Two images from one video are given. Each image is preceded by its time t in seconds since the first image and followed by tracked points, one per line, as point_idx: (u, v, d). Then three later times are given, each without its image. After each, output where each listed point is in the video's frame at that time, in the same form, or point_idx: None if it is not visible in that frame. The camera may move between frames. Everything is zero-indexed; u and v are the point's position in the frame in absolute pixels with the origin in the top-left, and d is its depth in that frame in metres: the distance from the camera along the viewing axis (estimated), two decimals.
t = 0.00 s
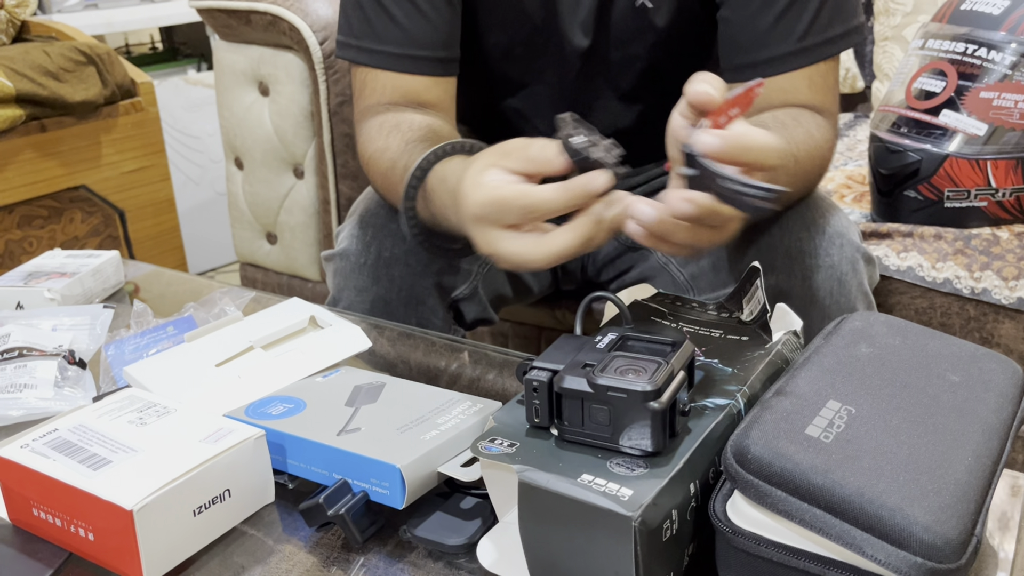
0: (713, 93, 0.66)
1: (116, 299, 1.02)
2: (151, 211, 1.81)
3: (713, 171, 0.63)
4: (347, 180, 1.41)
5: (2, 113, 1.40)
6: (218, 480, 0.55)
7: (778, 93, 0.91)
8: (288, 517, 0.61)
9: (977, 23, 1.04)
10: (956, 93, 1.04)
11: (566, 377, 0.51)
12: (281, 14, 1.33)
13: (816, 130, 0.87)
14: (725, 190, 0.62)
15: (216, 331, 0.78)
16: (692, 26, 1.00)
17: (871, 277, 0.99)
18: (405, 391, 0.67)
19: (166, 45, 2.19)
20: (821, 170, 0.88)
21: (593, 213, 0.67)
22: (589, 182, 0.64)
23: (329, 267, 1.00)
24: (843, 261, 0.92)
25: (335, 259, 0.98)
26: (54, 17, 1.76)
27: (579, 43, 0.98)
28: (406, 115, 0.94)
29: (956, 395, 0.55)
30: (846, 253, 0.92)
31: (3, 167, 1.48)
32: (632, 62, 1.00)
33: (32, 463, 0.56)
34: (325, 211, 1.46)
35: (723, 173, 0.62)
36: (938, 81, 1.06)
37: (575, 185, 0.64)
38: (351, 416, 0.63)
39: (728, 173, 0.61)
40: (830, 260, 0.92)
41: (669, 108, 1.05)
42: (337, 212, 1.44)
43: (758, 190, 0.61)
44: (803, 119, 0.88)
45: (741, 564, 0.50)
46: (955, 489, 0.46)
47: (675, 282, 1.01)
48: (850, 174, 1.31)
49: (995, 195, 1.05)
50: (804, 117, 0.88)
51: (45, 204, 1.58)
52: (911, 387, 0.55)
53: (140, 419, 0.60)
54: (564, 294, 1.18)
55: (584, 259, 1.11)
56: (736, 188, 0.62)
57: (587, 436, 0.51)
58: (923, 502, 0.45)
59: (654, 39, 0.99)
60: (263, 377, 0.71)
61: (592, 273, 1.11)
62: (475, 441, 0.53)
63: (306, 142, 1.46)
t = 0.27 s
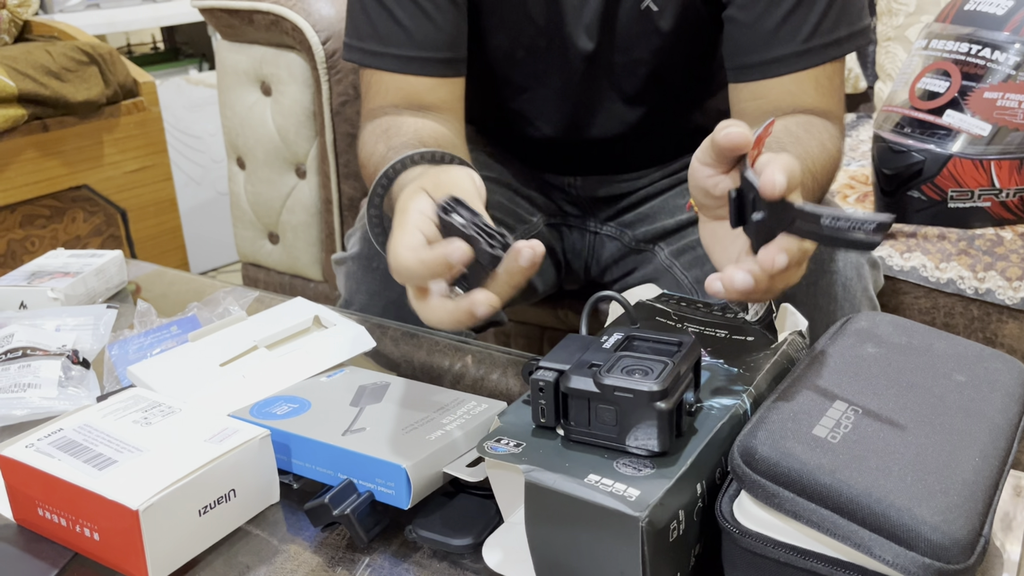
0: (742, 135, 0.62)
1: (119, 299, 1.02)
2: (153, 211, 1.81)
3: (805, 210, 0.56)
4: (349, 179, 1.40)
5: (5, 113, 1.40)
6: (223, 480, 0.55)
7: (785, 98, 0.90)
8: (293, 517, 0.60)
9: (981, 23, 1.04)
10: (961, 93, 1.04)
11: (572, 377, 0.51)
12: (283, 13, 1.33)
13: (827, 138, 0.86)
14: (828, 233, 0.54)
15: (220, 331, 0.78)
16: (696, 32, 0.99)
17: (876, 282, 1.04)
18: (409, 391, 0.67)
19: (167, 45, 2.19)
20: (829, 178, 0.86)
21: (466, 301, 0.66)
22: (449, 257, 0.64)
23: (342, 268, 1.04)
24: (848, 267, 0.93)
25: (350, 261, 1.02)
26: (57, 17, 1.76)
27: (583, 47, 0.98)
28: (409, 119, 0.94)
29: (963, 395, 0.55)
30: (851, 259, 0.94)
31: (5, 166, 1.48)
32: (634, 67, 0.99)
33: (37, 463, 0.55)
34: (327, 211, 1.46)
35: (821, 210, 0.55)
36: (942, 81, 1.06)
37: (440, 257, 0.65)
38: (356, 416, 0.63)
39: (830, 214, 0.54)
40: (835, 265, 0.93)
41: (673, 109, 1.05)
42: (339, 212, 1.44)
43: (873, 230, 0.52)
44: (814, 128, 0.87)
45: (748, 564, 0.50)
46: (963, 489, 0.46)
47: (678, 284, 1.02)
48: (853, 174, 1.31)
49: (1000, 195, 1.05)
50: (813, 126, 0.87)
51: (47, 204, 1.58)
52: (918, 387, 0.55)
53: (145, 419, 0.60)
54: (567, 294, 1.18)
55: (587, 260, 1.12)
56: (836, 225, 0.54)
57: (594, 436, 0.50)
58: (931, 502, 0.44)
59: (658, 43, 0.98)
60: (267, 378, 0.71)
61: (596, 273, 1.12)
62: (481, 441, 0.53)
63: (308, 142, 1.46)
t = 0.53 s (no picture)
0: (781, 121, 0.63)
1: (118, 299, 1.02)
2: (153, 211, 1.81)
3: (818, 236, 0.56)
4: (349, 179, 1.40)
5: (4, 112, 1.40)
6: (221, 480, 0.55)
7: (785, 96, 0.91)
8: (292, 517, 0.60)
9: (982, 23, 1.03)
10: (960, 94, 1.04)
11: (571, 377, 0.51)
12: (283, 13, 1.33)
13: (826, 143, 0.87)
14: (841, 262, 0.54)
15: (219, 331, 0.78)
16: (702, 31, 0.99)
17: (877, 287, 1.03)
18: (409, 391, 0.67)
19: (167, 44, 2.19)
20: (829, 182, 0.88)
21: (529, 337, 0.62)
22: (508, 276, 0.62)
23: (352, 276, 1.04)
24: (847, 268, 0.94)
25: (358, 268, 1.03)
26: (56, 17, 1.76)
27: (591, 47, 0.98)
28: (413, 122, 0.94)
29: (963, 395, 0.54)
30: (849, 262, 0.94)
31: (5, 166, 1.48)
32: (639, 67, 1.00)
33: (36, 463, 0.55)
34: (327, 211, 1.46)
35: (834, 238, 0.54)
36: (942, 82, 1.06)
37: (492, 277, 0.62)
38: (355, 416, 0.63)
39: (843, 244, 0.53)
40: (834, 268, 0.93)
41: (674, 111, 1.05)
42: (339, 212, 1.44)
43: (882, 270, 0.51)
44: (816, 129, 0.88)
45: (747, 564, 0.50)
46: (963, 490, 0.46)
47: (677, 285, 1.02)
48: (852, 175, 1.31)
49: (1000, 196, 1.05)
50: (813, 124, 0.88)
51: (47, 203, 1.58)
52: (918, 388, 0.55)
53: (144, 419, 0.60)
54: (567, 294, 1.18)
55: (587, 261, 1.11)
56: (848, 256, 0.53)
57: (593, 436, 0.50)
58: (930, 503, 0.44)
59: (662, 43, 0.98)
60: (267, 378, 0.71)
61: (597, 276, 1.11)
62: (480, 441, 0.53)
63: (308, 142, 1.46)
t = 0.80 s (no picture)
0: (746, 136, 0.64)
1: (118, 299, 1.02)
2: (153, 211, 1.81)
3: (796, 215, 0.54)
4: (350, 180, 1.40)
5: (4, 112, 1.40)
6: (221, 480, 0.55)
7: (783, 99, 0.91)
8: (292, 517, 0.60)
9: (981, 25, 1.04)
10: (960, 96, 1.04)
11: (571, 378, 0.51)
12: (284, 13, 1.33)
13: (822, 144, 0.87)
14: (828, 240, 0.51)
15: (219, 331, 0.78)
16: (702, 34, 0.99)
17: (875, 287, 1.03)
18: (409, 392, 0.67)
19: (168, 44, 2.19)
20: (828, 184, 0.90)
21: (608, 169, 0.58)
22: (548, 144, 0.56)
23: (350, 281, 1.03)
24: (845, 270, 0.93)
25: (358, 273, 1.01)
26: (57, 17, 1.76)
27: (591, 52, 0.98)
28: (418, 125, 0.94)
29: (962, 397, 0.54)
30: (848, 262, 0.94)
31: (5, 166, 1.48)
32: (641, 70, 1.00)
33: (36, 463, 0.55)
34: (327, 211, 1.46)
35: (817, 216, 0.52)
36: (942, 83, 1.06)
37: (535, 148, 0.56)
38: (355, 416, 0.63)
39: (829, 220, 0.51)
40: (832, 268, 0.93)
41: (675, 114, 1.05)
42: (339, 212, 1.44)
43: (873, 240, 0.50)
44: (813, 132, 0.89)
45: (747, 565, 0.50)
46: (962, 491, 0.46)
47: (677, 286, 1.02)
48: (852, 176, 1.31)
49: (1000, 198, 1.05)
50: (810, 129, 0.89)
51: (47, 203, 1.58)
52: (917, 389, 0.55)
53: (144, 419, 0.60)
54: (568, 295, 1.18)
55: (588, 264, 1.11)
56: (835, 232, 0.51)
57: (593, 437, 0.50)
58: (930, 504, 0.44)
59: (664, 46, 0.98)
60: (267, 378, 0.70)
61: (597, 277, 1.11)
62: (480, 441, 0.53)
63: (309, 142, 1.46)
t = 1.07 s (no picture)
0: (739, 133, 0.64)
1: (118, 298, 1.02)
2: (153, 211, 1.81)
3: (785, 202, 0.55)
4: (349, 179, 1.40)
5: (4, 111, 1.40)
6: (222, 480, 0.55)
7: (779, 101, 0.92)
8: (293, 517, 0.60)
9: (981, 26, 1.04)
10: (961, 96, 1.04)
11: (573, 377, 0.51)
12: (284, 13, 1.33)
13: (818, 145, 0.87)
14: (818, 228, 0.52)
15: (219, 331, 0.78)
16: (700, 35, 0.99)
17: (871, 285, 0.99)
18: (409, 392, 0.67)
19: (168, 44, 2.19)
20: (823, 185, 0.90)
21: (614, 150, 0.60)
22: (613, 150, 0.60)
23: (345, 283, 1.02)
24: (843, 270, 0.93)
25: (354, 275, 1.01)
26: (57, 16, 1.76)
27: (586, 55, 0.98)
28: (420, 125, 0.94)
29: (964, 397, 0.54)
30: (846, 263, 0.94)
31: (5, 165, 1.48)
32: (639, 72, 1.00)
33: (36, 461, 0.55)
34: (327, 211, 1.45)
35: (809, 204, 0.53)
36: (943, 84, 1.06)
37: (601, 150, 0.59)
38: (356, 416, 0.62)
39: (820, 209, 0.52)
40: (831, 269, 0.93)
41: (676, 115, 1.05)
42: (339, 212, 1.44)
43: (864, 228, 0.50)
44: (807, 131, 0.89)
45: (748, 565, 0.49)
46: (964, 491, 0.46)
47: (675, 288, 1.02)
48: (853, 177, 1.31)
49: (1000, 199, 1.05)
50: (806, 129, 0.89)
51: (47, 203, 1.58)
52: (919, 389, 0.55)
53: (145, 418, 0.60)
54: (568, 295, 1.18)
55: (587, 265, 1.11)
56: (826, 221, 0.52)
57: (594, 437, 0.50)
58: (932, 504, 0.44)
59: (660, 49, 0.99)
60: (267, 377, 0.70)
61: (596, 278, 1.11)
62: (481, 441, 0.53)
63: (308, 142, 1.46)
